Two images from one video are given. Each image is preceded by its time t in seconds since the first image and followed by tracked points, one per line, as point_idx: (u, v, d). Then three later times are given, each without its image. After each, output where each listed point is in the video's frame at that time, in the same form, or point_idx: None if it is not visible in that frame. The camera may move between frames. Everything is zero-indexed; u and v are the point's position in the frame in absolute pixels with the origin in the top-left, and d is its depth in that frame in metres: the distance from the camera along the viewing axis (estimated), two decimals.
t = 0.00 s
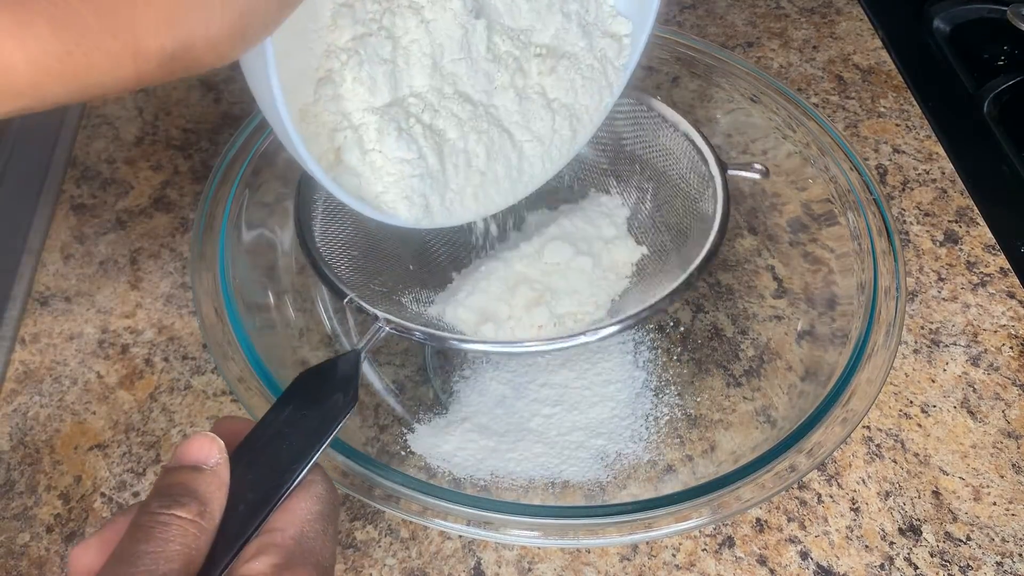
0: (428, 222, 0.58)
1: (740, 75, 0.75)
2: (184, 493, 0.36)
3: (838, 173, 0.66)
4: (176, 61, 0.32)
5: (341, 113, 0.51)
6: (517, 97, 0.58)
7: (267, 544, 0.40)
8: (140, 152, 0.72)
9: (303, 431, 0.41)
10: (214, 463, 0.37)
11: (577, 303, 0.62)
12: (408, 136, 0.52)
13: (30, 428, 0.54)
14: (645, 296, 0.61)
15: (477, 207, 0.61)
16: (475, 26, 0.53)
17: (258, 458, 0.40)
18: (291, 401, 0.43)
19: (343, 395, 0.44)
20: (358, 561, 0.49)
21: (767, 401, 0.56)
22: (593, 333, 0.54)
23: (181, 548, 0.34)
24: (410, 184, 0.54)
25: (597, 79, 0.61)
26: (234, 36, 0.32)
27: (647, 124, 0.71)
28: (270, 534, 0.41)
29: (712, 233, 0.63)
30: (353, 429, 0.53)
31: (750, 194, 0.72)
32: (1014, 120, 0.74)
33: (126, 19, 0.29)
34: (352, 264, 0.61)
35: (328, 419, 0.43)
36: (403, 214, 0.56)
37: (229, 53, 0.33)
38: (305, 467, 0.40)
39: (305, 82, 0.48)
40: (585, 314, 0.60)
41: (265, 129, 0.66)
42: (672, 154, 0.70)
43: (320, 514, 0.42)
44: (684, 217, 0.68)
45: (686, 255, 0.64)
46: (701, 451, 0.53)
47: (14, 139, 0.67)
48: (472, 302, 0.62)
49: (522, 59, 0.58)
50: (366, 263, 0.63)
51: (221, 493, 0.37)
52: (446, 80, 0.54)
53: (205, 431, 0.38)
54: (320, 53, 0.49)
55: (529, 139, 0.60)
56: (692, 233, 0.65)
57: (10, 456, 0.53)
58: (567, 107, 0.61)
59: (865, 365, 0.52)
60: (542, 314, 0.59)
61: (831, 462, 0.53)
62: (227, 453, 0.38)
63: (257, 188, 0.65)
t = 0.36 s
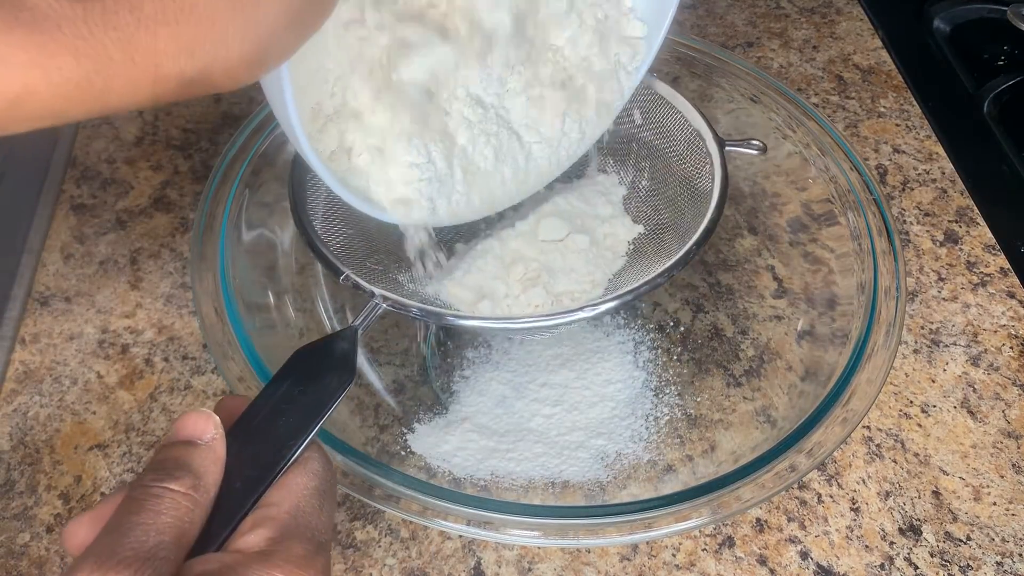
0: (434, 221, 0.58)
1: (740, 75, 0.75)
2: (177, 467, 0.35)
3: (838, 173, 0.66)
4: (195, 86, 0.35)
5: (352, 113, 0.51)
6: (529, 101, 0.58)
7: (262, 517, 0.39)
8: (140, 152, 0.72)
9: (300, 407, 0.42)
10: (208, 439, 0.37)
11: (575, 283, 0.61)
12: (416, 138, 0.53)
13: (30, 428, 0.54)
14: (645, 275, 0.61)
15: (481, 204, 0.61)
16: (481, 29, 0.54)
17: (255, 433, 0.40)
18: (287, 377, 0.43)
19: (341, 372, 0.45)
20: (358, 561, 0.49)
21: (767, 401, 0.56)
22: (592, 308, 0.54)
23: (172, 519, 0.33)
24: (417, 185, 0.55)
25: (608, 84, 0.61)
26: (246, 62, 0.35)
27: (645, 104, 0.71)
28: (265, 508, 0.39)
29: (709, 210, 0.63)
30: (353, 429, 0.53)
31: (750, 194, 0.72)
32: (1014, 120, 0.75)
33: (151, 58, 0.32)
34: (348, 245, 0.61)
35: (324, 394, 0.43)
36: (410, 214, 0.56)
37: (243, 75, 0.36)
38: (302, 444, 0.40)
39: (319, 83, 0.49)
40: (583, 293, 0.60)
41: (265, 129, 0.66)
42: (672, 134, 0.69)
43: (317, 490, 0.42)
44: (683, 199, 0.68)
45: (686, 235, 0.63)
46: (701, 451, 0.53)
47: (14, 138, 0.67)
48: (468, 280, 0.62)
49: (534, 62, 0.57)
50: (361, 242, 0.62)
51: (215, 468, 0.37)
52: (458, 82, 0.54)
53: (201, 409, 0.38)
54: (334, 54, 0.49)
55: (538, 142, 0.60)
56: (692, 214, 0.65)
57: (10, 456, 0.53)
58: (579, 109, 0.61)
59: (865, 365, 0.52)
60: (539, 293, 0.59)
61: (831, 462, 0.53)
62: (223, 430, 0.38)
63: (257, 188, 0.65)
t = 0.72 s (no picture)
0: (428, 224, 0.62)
1: (740, 75, 0.75)
2: (195, 475, 0.36)
3: (838, 173, 0.66)
4: (197, 104, 0.35)
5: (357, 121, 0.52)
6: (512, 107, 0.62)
7: (279, 525, 0.39)
8: (140, 152, 0.72)
9: (317, 416, 0.42)
10: (224, 448, 0.37)
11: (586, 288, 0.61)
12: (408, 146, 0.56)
13: (30, 428, 0.54)
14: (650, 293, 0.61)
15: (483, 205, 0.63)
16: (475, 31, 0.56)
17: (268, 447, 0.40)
18: (303, 387, 0.43)
19: (356, 383, 0.45)
20: (357, 561, 0.49)
21: (767, 401, 0.56)
22: (595, 327, 0.55)
23: (192, 526, 0.34)
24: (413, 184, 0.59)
25: (608, 85, 0.63)
26: (247, 78, 0.35)
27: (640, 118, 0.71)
28: (282, 516, 0.39)
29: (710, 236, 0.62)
30: (353, 430, 0.53)
31: (750, 194, 0.72)
32: (1014, 120, 0.75)
33: (152, 76, 0.32)
34: (356, 255, 0.61)
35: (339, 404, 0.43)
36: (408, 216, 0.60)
37: (244, 92, 0.36)
38: (317, 454, 0.40)
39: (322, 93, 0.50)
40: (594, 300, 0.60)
41: (265, 130, 0.66)
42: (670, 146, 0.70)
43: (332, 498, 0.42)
44: (683, 217, 0.68)
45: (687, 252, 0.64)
46: (701, 451, 0.53)
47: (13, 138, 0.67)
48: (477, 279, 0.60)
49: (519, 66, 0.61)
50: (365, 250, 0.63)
51: (233, 476, 0.37)
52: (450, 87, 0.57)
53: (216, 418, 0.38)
54: (337, 63, 0.50)
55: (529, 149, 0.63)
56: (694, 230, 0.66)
57: (10, 456, 0.53)
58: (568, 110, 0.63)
59: (865, 366, 0.52)
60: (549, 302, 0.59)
61: (831, 462, 0.53)
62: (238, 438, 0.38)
63: (257, 188, 0.65)
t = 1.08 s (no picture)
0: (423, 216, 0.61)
1: (740, 75, 0.75)
2: (206, 467, 0.35)
3: (838, 173, 0.66)
4: (182, 124, 0.35)
5: (351, 117, 0.52)
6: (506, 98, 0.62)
7: (290, 517, 0.39)
8: (140, 152, 0.72)
9: (325, 408, 0.43)
10: (235, 440, 0.37)
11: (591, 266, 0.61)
12: (404, 135, 0.56)
13: (30, 428, 0.54)
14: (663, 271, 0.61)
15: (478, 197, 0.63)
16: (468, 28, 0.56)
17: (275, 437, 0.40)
18: (310, 380, 0.44)
19: (363, 375, 0.46)
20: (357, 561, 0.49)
21: (767, 401, 0.56)
22: (603, 309, 0.55)
23: (204, 518, 0.33)
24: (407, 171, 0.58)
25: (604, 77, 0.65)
26: (236, 107, 0.35)
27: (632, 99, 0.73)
28: (292, 508, 0.39)
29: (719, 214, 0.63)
30: (353, 429, 0.53)
31: (750, 194, 0.72)
32: (1014, 119, 0.75)
33: (140, 104, 0.32)
34: (359, 243, 0.62)
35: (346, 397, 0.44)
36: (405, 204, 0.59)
37: (232, 116, 0.36)
38: (327, 444, 0.40)
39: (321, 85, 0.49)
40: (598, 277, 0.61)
41: (264, 130, 0.66)
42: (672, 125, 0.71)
43: (342, 489, 0.41)
44: (693, 201, 0.68)
45: (699, 231, 0.64)
46: (701, 450, 0.53)
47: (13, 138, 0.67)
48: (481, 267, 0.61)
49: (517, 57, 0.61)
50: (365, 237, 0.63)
51: (243, 469, 0.36)
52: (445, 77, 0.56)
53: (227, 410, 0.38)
54: (333, 60, 0.49)
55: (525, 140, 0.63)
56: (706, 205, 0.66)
57: (10, 456, 0.53)
58: (563, 104, 0.64)
59: (865, 365, 0.52)
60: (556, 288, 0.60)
61: (831, 462, 0.53)
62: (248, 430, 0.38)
63: (257, 188, 0.65)
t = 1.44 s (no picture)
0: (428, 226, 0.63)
1: (739, 75, 0.75)
2: (213, 469, 0.35)
3: (838, 173, 0.66)
4: (195, 161, 0.35)
5: (360, 134, 0.53)
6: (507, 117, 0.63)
7: (298, 520, 0.38)
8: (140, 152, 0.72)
9: (330, 414, 0.43)
10: (243, 442, 0.37)
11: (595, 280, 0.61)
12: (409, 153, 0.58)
13: (30, 428, 0.54)
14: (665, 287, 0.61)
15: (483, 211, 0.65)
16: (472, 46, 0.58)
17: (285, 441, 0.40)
18: (317, 385, 0.45)
19: (368, 383, 0.46)
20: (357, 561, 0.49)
21: (767, 401, 0.56)
22: (608, 324, 0.54)
23: (213, 518, 0.33)
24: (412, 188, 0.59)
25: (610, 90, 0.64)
26: (249, 143, 0.36)
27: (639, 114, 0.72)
28: (301, 510, 0.38)
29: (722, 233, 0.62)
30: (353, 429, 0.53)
31: (750, 195, 0.72)
32: (1014, 119, 0.75)
33: (159, 143, 0.32)
34: (365, 249, 0.62)
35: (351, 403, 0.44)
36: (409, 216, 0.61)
37: (245, 151, 0.36)
38: (334, 448, 0.41)
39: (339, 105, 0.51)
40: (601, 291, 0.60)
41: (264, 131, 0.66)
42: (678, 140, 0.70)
43: (349, 492, 0.41)
44: (693, 221, 0.67)
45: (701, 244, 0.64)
46: (701, 450, 0.53)
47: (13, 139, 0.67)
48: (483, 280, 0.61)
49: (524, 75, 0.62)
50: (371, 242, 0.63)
51: (250, 471, 0.36)
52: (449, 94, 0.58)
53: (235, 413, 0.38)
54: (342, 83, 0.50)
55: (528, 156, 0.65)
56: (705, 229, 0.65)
57: (10, 456, 0.53)
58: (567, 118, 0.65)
59: (865, 365, 0.52)
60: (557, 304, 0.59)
61: (831, 462, 0.53)
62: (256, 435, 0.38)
63: (257, 188, 0.65)
